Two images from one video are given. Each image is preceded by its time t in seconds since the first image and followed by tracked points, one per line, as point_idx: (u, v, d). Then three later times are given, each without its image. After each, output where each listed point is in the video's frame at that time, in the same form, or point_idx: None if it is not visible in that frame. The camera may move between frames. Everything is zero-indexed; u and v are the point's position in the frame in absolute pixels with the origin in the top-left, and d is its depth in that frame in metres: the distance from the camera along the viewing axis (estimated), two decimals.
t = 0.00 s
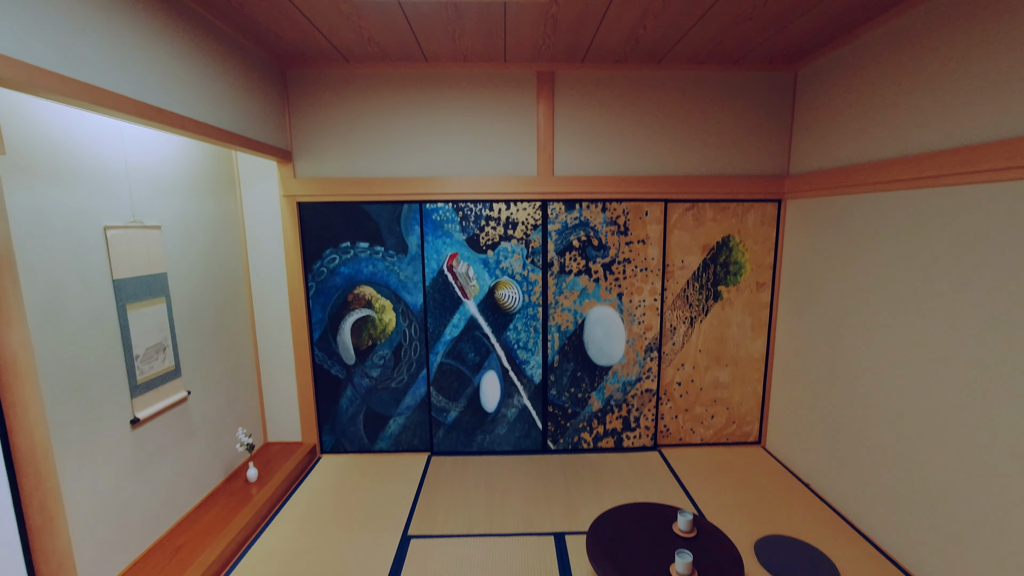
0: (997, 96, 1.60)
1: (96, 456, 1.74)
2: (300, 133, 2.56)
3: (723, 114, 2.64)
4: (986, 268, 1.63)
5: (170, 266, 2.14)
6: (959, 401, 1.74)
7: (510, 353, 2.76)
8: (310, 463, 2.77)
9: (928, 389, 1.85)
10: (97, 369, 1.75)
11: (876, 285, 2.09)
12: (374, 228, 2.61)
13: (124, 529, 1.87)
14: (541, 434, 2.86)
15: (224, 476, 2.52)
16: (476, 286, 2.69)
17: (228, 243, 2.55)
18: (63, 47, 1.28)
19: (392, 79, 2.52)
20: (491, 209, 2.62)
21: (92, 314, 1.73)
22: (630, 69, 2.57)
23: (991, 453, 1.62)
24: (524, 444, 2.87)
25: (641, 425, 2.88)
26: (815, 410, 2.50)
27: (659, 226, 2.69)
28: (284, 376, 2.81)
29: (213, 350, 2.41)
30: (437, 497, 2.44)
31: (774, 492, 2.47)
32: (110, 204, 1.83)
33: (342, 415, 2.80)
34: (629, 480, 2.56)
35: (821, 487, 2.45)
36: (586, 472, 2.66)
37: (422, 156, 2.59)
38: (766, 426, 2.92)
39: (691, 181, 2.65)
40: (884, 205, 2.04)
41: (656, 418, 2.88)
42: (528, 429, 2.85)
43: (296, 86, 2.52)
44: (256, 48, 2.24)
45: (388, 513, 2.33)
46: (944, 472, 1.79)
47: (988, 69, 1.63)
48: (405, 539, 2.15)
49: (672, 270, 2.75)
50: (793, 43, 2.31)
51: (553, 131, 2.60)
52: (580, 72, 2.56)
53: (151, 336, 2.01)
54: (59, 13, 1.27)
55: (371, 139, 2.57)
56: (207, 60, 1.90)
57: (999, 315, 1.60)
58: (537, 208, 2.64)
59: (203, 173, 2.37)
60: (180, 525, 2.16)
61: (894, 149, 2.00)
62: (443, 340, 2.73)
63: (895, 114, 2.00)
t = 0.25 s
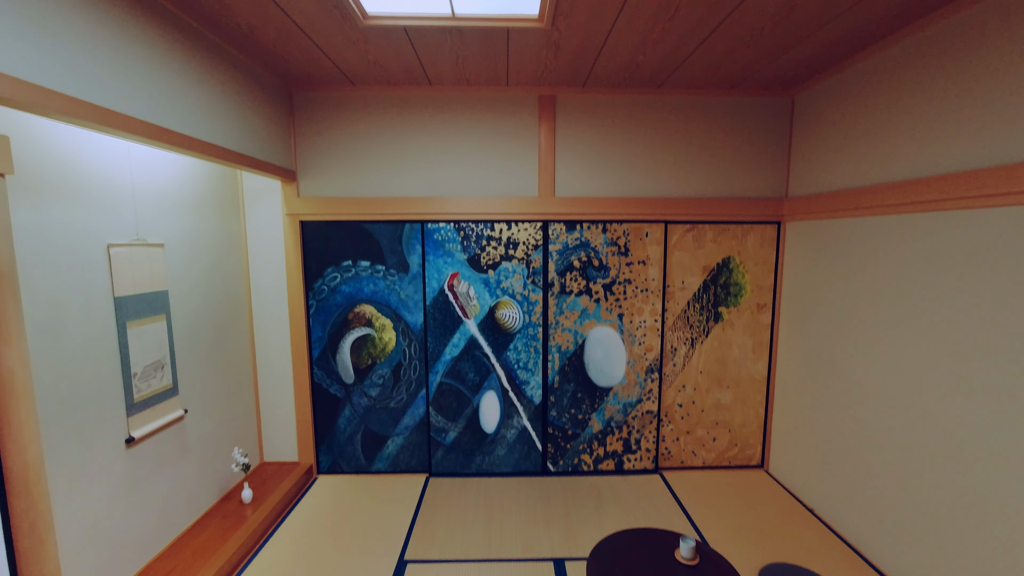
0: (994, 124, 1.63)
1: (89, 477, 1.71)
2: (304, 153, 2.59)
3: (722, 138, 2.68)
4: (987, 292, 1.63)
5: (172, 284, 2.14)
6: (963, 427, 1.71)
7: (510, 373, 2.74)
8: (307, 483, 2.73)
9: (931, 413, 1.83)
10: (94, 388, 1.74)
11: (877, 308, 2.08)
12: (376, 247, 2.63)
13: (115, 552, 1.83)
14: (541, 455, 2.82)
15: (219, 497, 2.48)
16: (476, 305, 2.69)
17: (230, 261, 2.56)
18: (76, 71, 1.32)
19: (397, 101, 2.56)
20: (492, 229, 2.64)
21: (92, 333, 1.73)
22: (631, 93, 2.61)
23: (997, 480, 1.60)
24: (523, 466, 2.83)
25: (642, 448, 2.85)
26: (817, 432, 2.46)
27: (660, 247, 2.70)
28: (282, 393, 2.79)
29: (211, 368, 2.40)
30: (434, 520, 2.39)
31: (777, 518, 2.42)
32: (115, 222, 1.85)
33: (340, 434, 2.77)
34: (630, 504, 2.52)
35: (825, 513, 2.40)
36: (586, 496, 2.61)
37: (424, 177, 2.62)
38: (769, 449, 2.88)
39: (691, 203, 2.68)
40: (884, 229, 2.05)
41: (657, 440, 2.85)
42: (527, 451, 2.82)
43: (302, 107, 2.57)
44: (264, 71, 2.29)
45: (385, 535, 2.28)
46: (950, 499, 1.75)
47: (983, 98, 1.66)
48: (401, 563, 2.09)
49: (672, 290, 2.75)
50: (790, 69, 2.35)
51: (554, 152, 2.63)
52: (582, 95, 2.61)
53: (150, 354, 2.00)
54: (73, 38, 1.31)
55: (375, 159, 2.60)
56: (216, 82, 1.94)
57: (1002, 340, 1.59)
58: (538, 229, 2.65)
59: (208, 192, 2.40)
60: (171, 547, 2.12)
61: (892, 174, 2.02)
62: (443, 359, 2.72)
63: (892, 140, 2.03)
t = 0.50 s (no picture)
0: (990, 149, 1.65)
1: (83, 503, 1.68)
2: (309, 175, 2.62)
3: (722, 161, 2.71)
4: (990, 315, 1.63)
5: (173, 306, 2.15)
6: (972, 452, 1.68)
7: (512, 394, 2.72)
8: (304, 508, 2.68)
9: (938, 436, 1.80)
10: (92, 411, 1.73)
11: (880, 330, 2.08)
12: (378, 269, 2.64)
13: None
14: (543, 479, 2.77)
15: (215, 522, 2.43)
16: (478, 327, 2.68)
17: (232, 283, 2.56)
18: (88, 99, 1.35)
19: (400, 125, 2.61)
20: (494, 251, 2.65)
21: (92, 356, 1.72)
22: (631, 117, 2.65)
23: (1009, 507, 1.56)
24: (525, 490, 2.78)
25: (646, 471, 2.80)
26: (823, 456, 2.42)
27: (661, 268, 2.71)
28: (281, 415, 2.76)
29: (210, 390, 2.38)
30: (433, 546, 2.34)
31: (785, 544, 2.36)
32: (120, 244, 1.87)
33: (339, 457, 2.73)
34: (634, 530, 2.46)
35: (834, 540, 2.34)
36: (589, 521, 2.56)
37: (427, 199, 2.64)
38: (775, 473, 2.83)
39: (691, 225, 2.69)
40: (885, 251, 2.05)
41: (661, 464, 2.80)
42: (529, 474, 2.77)
43: (308, 131, 2.61)
44: (271, 96, 2.33)
45: (384, 560, 2.22)
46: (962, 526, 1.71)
47: (978, 123, 1.68)
48: None
49: (674, 311, 2.74)
50: (788, 94, 2.39)
51: (556, 175, 2.66)
52: (582, 119, 2.65)
53: (149, 377, 1.99)
54: (87, 67, 1.34)
55: (378, 181, 2.64)
56: (225, 107, 1.98)
57: (1007, 363, 1.57)
58: (540, 250, 2.67)
59: (212, 215, 2.42)
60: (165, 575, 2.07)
61: (891, 197, 2.04)
62: (444, 381, 2.70)
63: (890, 163, 2.05)
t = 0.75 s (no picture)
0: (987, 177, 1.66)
1: (76, 539, 1.64)
2: (314, 205, 2.66)
3: (721, 188, 2.74)
4: (999, 341, 1.61)
5: (176, 335, 2.14)
6: (988, 482, 1.64)
7: (515, 423, 2.68)
8: (303, 542, 2.61)
9: (952, 465, 1.76)
10: (90, 443, 1.70)
11: (886, 356, 2.05)
12: (381, 296, 2.64)
13: None
14: (547, 511, 2.70)
15: (210, 557, 2.36)
16: (480, 354, 2.67)
17: (235, 311, 2.57)
18: (100, 134, 1.38)
19: (404, 156, 2.66)
20: (496, 278, 2.66)
21: (92, 386, 1.71)
22: (631, 147, 2.70)
23: None
24: (529, 522, 2.71)
25: (653, 502, 2.73)
26: (834, 486, 2.36)
27: (664, 294, 2.71)
28: (281, 445, 2.72)
29: (210, 420, 2.36)
30: None
31: None
32: (125, 275, 1.88)
33: (339, 489, 2.67)
34: (642, 565, 2.38)
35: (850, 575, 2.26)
36: (595, 555, 2.48)
37: (430, 227, 2.67)
38: (786, 503, 2.76)
39: (693, 251, 2.70)
40: (888, 277, 2.05)
41: (668, 494, 2.73)
42: (533, 506, 2.70)
43: (314, 162, 2.66)
44: (279, 128, 2.39)
45: None
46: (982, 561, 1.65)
47: (974, 152, 1.70)
48: None
49: (678, 338, 2.73)
50: (784, 123, 2.44)
51: (558, 203, 2.69)
52: (583, 149, 2.70)
53: (149, 408, 1.97)
54: (101, 105, 1.38)
55: (382, 211, 2.67)
56: (234, 141, 2.02)
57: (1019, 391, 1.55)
58: (542, 277, 2.67)
59: (218, 244, 2.45)
60: None
61: (892, 224, 2.05)
62: (447, 409, 2.67)
63: (889, 190, 2.07)
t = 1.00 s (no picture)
0: (986, 208, 1.68)
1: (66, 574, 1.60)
2: (318, 231, 2.69)
3: (722, 216, 2.77)
4: (1006, 372, 1.59)
5: (176, 362, 2.14)
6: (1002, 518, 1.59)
7: (517, 452, 2.63)
8: None
9: (964, 499, 1.71)
10: (85, 473, 1.68)
11: (892, 386, 2.03)
12: (383, 322, 2.64)
13: None
14: (550, 543, 2.63)
15: None
16: (482, 382, 2.64)
17: (237, 337, 2.57)
18: (111, 166, 1.41)
19: (409, 184, 2.70)
20: (499, 304, 2.66)
21: (90, 414, 1.70)
22: (632, 175, 2.74)
23: None
24: (531, 555, 2.63)
25: (658, 535, 2.66)
26: (844, 519, 2.30)
27: (666, 321, 2.70)
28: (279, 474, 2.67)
29: (207, 448, 2.32)
30: None
31: None
32: (128, 303, 1.88)
33: (337, 520, 2.61)
34: None
35: None
36: None
37: (433, 254, 2.69)
38: (796, 536, 2.68)
39: (695, 278, 2.71)
40: (892, 305, 2.04)
41: (674, 527, 2.66)
42: (535, 538, 2.63)
43: (319, 190, 2.70)
44: (286, 158, 2.44)
45: None
46: None
47: (972, 183, 1.72)
48: None
49: (682, 365, 2.70)
50: (783, 153, 2.47)
51: (560, 230, 2.71)
52: (585, 177, 2.74)
53: (147, 436, 1.95)
54: (114, 138, 1.42)
55: (385, 238, 2.69)
56: (242, 170, 2.06)
57: None
58: (544, 304, 2.67)
59: (221, 271, 2.47)
60: None
61: (893, 253, 2.05)
62: (448, 438, 2.63)
63: (889, 219, 2.08)
